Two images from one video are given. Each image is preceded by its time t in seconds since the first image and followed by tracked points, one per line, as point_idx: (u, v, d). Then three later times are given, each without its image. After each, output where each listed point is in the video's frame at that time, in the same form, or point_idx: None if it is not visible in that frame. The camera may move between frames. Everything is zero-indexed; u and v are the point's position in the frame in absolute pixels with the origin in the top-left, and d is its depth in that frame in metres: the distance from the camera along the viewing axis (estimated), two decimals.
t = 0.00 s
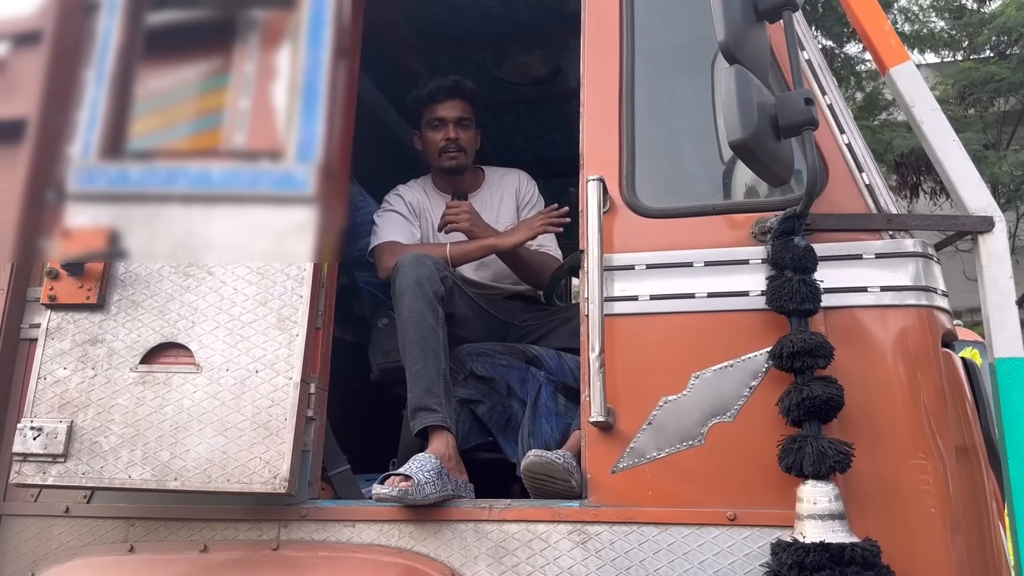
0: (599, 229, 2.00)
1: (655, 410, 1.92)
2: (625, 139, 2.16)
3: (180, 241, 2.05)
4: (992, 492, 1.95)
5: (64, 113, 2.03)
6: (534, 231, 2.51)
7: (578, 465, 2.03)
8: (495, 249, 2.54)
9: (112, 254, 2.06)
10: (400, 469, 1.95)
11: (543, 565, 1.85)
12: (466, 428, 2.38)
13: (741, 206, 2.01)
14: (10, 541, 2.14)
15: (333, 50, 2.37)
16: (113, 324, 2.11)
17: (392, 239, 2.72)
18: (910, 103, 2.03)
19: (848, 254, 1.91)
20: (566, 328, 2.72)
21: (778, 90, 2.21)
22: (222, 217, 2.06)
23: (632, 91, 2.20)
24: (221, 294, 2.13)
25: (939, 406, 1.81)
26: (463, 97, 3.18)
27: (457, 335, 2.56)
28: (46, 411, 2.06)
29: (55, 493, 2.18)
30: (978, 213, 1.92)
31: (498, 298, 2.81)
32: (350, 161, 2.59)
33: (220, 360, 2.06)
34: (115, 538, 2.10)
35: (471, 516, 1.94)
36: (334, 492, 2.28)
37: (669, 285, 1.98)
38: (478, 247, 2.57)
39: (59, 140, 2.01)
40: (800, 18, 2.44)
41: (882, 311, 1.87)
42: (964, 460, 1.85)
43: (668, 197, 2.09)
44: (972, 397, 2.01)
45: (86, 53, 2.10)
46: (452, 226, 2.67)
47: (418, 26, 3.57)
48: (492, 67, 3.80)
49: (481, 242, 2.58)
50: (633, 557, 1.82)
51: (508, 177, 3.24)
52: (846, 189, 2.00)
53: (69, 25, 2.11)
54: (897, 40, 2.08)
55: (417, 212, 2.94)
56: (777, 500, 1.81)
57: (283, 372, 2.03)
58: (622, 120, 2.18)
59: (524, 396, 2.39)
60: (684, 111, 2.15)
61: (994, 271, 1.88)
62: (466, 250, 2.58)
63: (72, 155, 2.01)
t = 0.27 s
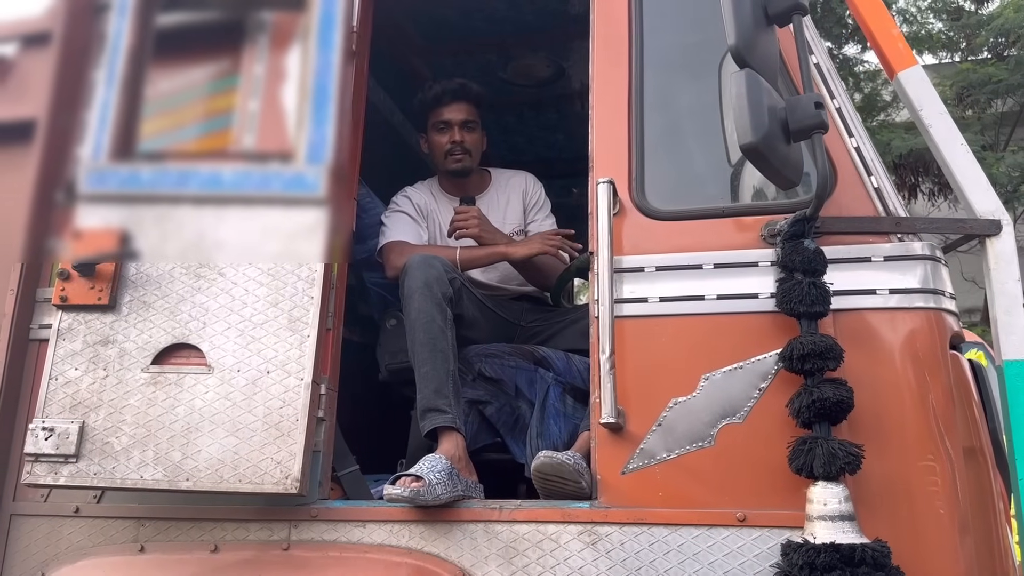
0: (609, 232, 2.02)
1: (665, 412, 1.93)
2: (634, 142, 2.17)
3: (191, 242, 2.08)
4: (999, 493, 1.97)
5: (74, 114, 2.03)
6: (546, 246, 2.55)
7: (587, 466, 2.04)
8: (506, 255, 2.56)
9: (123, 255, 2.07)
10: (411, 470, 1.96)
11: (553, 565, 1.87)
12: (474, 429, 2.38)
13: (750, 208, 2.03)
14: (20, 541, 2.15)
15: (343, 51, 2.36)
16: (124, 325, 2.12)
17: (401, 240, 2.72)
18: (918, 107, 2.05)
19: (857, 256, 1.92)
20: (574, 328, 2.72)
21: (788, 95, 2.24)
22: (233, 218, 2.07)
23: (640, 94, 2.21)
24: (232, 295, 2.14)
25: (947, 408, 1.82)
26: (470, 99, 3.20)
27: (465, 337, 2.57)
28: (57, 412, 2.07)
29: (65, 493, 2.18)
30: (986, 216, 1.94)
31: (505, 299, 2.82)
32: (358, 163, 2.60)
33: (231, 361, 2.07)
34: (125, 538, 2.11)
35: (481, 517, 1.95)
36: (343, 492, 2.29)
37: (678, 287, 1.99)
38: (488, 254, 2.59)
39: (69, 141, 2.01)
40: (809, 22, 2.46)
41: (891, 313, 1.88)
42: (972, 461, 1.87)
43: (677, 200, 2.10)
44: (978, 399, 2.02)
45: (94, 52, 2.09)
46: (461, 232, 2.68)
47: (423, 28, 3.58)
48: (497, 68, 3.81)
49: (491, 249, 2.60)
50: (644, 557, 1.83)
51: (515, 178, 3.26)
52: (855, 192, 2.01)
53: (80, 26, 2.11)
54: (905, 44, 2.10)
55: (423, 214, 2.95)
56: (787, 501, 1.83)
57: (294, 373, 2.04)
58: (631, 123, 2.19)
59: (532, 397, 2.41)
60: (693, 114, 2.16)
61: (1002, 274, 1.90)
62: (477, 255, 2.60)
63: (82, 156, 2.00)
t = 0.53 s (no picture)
0: (615, 232, 2.03)
1: (670, 412, 1.94)
2: (640, 144, 2.19)
3: (198, 242, 2.08)
4: (1001, 493, 1.98)
5: (80, 114, 2.01)
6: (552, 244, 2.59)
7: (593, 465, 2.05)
8: (511, 256, 2.57)
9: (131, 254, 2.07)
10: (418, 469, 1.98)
11: (560, 563, 1.88)
12: (479, 427, 2.41)
13: (754, 210, 2.04)
14: (27, 539, 2.15)
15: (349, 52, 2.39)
16: (132, 324, 2.13)
17: (406, 241, 2.74)
18: (921, 109, 2.06)
19: (861, 258, 1.93)
20: (580, 328, 2.72)
21: (793, 98, 2.26)
22: (241, 219, 2.09)
23: (645, 96, 2.23)
24: (240, 295, 2.15)
25: (950, 408, 1.84)
26: (475, 100, 3.21)
27: (470, 337, 2.58)
28: (65, 411, 2.08)
29: (72, 492, 2.19)
30: (988, 218, 1.96)
31: (509, 300, 2.83)
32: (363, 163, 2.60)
33: (239, 360, 2.08)
34: (132, 537, 2.12)
35: (488, 516, 1.96)
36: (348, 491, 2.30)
37: (684, 288, 2.01)
38: (493, 255, 2.60)
39: (75, 141, 1.99)
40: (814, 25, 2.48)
41: (895, 314, 1.89)
42: (974, 460, 1.88)
43: (682, 201, 2.11)
44: (980, 399, 2.04)
45: (100, 56, 2.07)
46: (465, 234, 2.69)
47: (425, 28, 3.59)
48: (499, 69, 3.82)
49: (496, 250, 2.62)
50: (649, 556, 1.85)
51: (519, 179, 3.28)
52: (859, 194, 2.03)
53: (85, 26, 2.08)
54: (908, 47, 2.11)
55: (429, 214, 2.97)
56: (791, 500, 1.84)
57: (302, 372, 2.06)
58: (636, 125, 2.20)
59: (537, 396, 2.42)
60: (698, 116, 2.18)
61: (1004, 275, 1.91)
62: (482, 256, 2.62)
63: (89, 155, 1.98)
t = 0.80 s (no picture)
0: (615, 236, 2.05)
1: (670, 414, 1.96)
2: (640, 148, 2.20)
3: (201, 244, 2.09)
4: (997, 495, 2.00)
5: (82, 117, 2.01)
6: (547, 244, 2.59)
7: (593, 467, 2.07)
8: (511, 257, 2.58)
9: (134, 257, 2.08)
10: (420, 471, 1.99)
11: (560, 564, 1.89)
12: (479, 429, 2.43)
13: (753, 214, 2.06)
14: (30, 539, 2.16)
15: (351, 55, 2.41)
16: (135, 326, 2.15)
17: (407, 243, 2.76)
18: (919, 115, 2.09)
19: (859, 262, 1.95)
20: (580, 330, 2.74)
21: (792, 103, 2.28)
22: (243, 221, 2.09)
23: (645, 100, 2.24)
24: (242, 297, 2.17)
25: (947, 411, 1.86)
26: (477, 104, 3.23)
27: (470, 339, 2.60)
28: (69, 412, 2.09)
29: (74, 492, 2.19)
30: (985, 223, 1.98)
31: (509, 302, 2.85)
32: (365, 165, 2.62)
33: (241, 362, 2.10)
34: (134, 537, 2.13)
35: (489, 517, 1.97)
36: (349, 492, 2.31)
37: (683, 291, 2.03)
38: (493, 256, 2.61)
39: (77, 143, 1.99)
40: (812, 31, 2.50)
41: (893, 318, 1.91)
42: (971, 463, 1.90)
43: (682, 205, 2.13)
44: (977, 402, 2.06)
45: (103, 57, 2.07)
46: (465, 236, 2.70)
47: (426, 30, 3.60)
48: (499, 71, 3.84)
49: (496, 251, 2.63)
50: (649, 557, 1.86)
51: (520, 183, 3.30)
52: (857, 199, 2.05)
53: (87, 28, 2.08)
54: (906, 53, 2.14)
55: (430, 217, 2.98)
56: (790, 501, 1.86)
57: (304, 374, 2.07)
58: (637, 129, 2.22)
59: (537, 398, 2.43)
60: (698, 120, 2.19)
61: (1000, 280, 1.93)
62: (482, 257, 2.63)
63: (91, 157, 1.97)
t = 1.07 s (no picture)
0: (612, 237, 2.07)
1: (666, 414, 1.98)
2: (637, 149, 2.22)
3: (201, 245, 2.11)
4: (991, 495, 2.02)
5: (81, 116, 2.02)
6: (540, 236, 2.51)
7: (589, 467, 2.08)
8: (508, 254, 2.59)
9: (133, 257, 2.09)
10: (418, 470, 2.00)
11: (557, 563, 1.91)
12: (477, 429, 2.43)
13: (748, 216, 2.08)
14: (29, 538, 2.17)
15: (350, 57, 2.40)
16: (135, 325, 2.16)
17: (406, 245, 2.78)
18: (913, 118, 2.10)
19: (854, 264, 1.97)
20: (576, 331, 2.78)
21: (788, 106, 2.30)
22: (243, 221, 2.10)
23: (643, 102, 2.26)
24: (241, 297, 2.18)
25: (941, 411, 1.87)
26: (475, 104, 3.24)
27: (468, 339, 2.61)
28: (68, 411, 2.10)
29: (73, 491, 2.20)
30: (979, 225, 1.99)
31: (507, 302, 2.86)
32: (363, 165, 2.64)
33: (240, 362, 2.11)
34: (133, 536, 2.14)
35: (486, 516, 1.99)
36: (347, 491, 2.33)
37: (680, 292, 2.04)
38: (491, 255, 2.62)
39: (76, 143, 2.00)
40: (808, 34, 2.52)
41: (887, 319, 1.93)
42: (964, 463, 1.92)
43: (679, 206, 2.14)
44: (971, 403, 2.08)
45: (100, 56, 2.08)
46: (463, 234, 2.72)
47: (424, 31, 3.61)
48: (496, 72, 3.85)
49: (494, 249, 2.64)
50: (645, 556, 1.88)
51: (518, 183, 3.32)
52: (852, 201, 2.07)
53: (86, 28, 2.09)
54: (901, 57, 2.15)
55: (428, 218, 3.00)
56: (785, 501, 1.88)
57: (303, 374, 2.08)
58: (634, 131, 2.24)
59: (534, 398, 2.45)
60: (695, 122, 2.21)
61: (993, 282, 1.95)
62: (478, 254, 2.64)
63: (90, 158, 1.99)
